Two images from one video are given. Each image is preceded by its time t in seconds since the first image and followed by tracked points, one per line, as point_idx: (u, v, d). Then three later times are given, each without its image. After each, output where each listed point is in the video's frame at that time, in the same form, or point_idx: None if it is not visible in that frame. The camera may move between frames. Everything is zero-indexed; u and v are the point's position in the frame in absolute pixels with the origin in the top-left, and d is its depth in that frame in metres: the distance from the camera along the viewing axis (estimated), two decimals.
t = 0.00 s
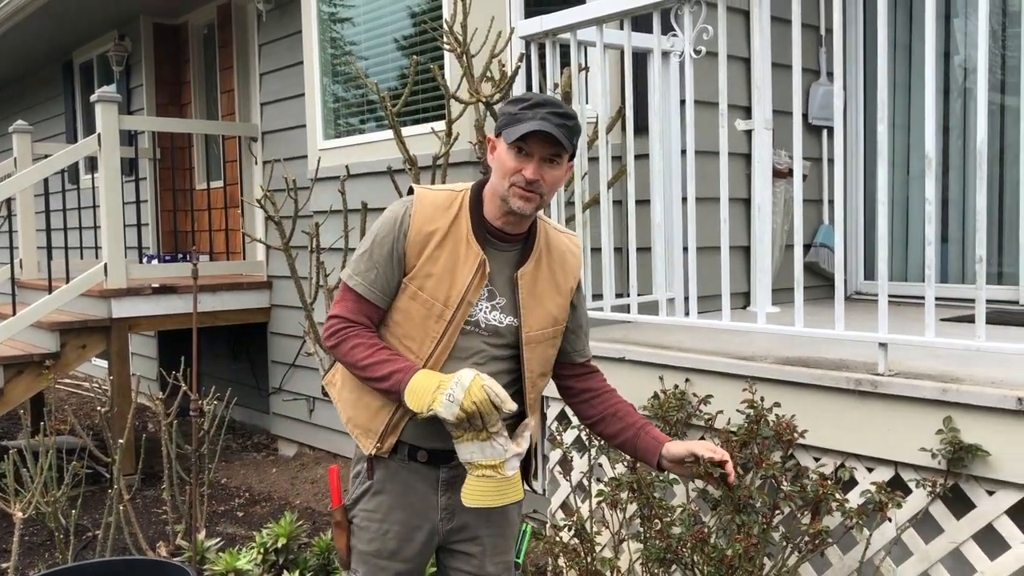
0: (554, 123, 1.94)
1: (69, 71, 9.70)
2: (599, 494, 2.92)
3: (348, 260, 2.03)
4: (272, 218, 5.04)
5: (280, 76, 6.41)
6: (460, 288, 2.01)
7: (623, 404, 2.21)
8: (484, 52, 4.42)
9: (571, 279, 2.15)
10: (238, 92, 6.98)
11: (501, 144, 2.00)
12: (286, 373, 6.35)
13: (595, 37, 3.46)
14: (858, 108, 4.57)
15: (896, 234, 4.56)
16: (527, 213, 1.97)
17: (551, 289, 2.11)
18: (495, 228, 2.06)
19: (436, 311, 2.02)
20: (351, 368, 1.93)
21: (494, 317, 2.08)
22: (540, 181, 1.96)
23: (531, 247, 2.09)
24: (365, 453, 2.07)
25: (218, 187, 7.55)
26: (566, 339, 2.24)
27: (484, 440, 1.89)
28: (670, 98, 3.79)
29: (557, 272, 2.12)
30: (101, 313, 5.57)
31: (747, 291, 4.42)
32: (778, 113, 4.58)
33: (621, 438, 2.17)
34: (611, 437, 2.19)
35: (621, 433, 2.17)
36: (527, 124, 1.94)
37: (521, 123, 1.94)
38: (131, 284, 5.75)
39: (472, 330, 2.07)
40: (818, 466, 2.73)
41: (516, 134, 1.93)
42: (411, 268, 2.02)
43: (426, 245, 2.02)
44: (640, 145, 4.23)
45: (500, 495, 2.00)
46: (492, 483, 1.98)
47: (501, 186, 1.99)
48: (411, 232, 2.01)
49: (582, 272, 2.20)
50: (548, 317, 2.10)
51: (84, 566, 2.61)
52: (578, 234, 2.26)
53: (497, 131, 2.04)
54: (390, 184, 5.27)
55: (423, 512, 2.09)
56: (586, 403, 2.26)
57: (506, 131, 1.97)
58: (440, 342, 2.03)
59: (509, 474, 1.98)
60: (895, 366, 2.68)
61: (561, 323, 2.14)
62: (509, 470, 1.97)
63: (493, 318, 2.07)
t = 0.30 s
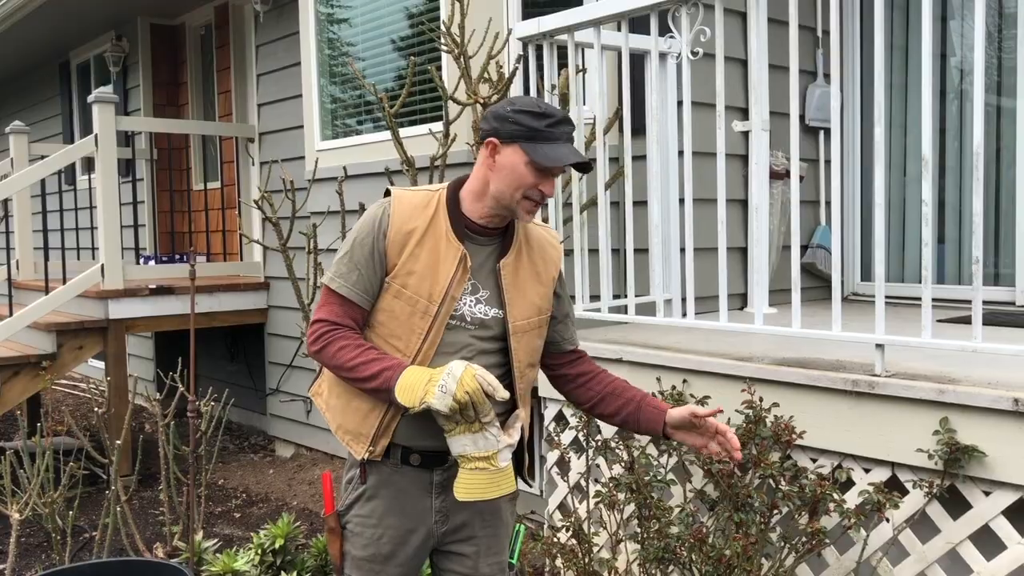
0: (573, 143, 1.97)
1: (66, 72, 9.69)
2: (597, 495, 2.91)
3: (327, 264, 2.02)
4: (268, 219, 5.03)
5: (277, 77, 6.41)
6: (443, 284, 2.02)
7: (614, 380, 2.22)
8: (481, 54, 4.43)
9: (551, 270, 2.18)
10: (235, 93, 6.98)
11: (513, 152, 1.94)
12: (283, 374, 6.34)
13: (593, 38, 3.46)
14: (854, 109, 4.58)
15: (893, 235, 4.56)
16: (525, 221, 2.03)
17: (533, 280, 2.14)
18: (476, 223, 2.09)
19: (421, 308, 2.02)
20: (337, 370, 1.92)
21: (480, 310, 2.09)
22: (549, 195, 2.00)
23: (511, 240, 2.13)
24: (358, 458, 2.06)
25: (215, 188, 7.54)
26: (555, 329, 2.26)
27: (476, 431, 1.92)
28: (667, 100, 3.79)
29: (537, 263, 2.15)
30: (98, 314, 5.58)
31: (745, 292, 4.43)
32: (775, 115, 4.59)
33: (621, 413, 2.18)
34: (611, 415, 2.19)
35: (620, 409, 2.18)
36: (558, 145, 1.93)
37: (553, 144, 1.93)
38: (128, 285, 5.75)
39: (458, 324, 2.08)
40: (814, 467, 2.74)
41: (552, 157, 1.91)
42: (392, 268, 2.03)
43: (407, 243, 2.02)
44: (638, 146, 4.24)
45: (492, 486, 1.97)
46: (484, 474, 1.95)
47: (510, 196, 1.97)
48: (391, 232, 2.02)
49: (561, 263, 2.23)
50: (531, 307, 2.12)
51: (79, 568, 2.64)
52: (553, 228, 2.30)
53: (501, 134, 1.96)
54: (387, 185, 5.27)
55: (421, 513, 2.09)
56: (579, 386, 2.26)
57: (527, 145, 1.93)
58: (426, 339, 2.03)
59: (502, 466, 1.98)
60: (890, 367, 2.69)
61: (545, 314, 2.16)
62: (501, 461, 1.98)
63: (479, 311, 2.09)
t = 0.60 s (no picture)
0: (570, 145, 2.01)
1: (64, 71, 9.68)
2: (596, 495, 2.91)
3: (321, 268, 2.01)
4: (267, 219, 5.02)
5: (276, 77, 6.40)
6: (441, 281, 2.02)
7: (613, 350, 2.31)
8: (480, 54, 4.43)
9: (546, 259, 2.20)
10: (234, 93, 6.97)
11: (516, 156, 1.96)
12: (281, 374, 6.34)
13: (591, 38, 3.46)
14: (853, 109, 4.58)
15: (891, 235, 4.57)
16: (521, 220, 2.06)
17: (529, 271, 2.15)
18: (471, 220, 2.10)
19: (420, 307, 2.03)
20: (338, 374, 1.91)
21: (480, 304, 2.10)
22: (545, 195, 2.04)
23: (505, 232, 2.14)
24: (364, 462, 2.05)
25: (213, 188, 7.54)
26: (551, 314, 2.31)
27: (479, 429, 1.91)
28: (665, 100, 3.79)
29: (532, 254, 2.17)
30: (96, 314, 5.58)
31: (744, 292, 4.43)
32: (774, 115, 4.59)
33: (629, 377, 2.28)
34: (619, 382, 2.29)
35: (628, 374, 2.28)
36: (560, 149, 1.96)
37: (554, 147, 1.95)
38: (127, 285, 5.75)
39: (458, 319, 2.08)
40: (813, 467, 2.74)
41: (555, 163, 1.94)
42: (388, 268, 2.02)
43: (401, 243, 2.02)
44: (636, 146, 4.23)
45: (496, 482, 1.99)
46: (488, 471, 1.97)
47: (511, 198, 1.99)
48: (385, 233, 2.02)
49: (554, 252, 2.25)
50: (529, 297, 2.14)
51: (78, 568, 2.65)
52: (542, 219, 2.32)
53: (503, 138, 1.96)
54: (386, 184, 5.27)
55: (422, 515, 2.09)
56: (580, 362, 2.34)
57: (530, 149, 1.94)
58: (426, 337, 2.04)
59: (506, 462, 1.99)
60: (888, 366, 2.69)
61: (541, 303, 2.18)
62: (506, 457, 1.98)
63: (478, 305, 2.10)
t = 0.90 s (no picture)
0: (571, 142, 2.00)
1: (62, 70, 9.67)
2: (595, 495, 2.91)
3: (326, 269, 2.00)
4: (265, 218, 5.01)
5: (275, 77, 6.40)
6: (448, 281, 2.03)
7: (615, 346, 2.31)
8: (479, 54, 4.43)
9: (547, 259, 2.21)
10: (233, 93, 6.97)
11: (515, 154, 1.96)
12: (281, 373, 6.34)
13: (590, 39, 3.46)
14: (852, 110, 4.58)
15: (889, 236, 4.57)
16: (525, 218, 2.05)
17: (531, 270, 2.16)
18: (474, 220, 2.10)
19: (427, 307, 2.03)
20: (346, 376, 1.90)
21: (485, 304, 2.11)
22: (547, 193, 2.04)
23: (508, 231, 2.15)
24: (370, 464, 2.04)
25: (212, 188, 7.54)
26: (552, 311, 2.31)
27: (491, 429, 1.93)
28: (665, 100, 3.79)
29: (534, 253, 2.17)
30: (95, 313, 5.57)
31: (743, 292, 4.43)
32: (773, 116, 4.60)
33: (631, 374, 2.28)
34: (620, 378, 2.29)
35: (630, 370, 2.28)
36: (559, 145, 1.95)
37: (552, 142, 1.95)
38: (126, 284, 5.75)
39: (465, 320, 2.09)
40: (811, 467, 2.75)
41: (554, 158, 1.94)
42: (394, 269, 2.02)
43: (408, 243, 2.02)
44: (635, 147, 4.23)
45: (508, 481, 1.99)
46: (499, 471, 1.97)
47: (513, 196, 1.99)
48: (391, 234, 2.01)
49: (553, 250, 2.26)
50: (531, 296, 2.15)
51: (78, 567, 2.66)
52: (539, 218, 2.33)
53: (502, 137, 1.96)
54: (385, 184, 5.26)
55: (425, 516, 2.09)
56: (582, 358, 2.34)
57: (530, 146, 1.94)
58: (434, 338, 2.04)
59: (516, 461, 2.00)
60: (888, 367, 2.69)
61: (543, 302, 2.19)
62: (517, 457, 2.00)
63: (484, 305, 2.10)
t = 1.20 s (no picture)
0: (518, 101, 2.00)
1: (60, 69, 9.67)
2: (592, 495, 2.91)
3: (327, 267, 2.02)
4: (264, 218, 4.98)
5: (273, 77, 6.39)
6: (447, 277, 2.03)
7: (640, 324, 2.32)
8: (477, 54, 4.43)
9: (552, 259, 2.20)
10: (231, 92, 6.96)
11: (466, 129, 2.05)
12: (278, 373, 6.34)
13: (588, 40, 3.46)
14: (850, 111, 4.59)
15: (886, 236, 4.58)
16: (501, 194, 2.03)
17: (532, 267, 2.16)
18: (469, 214, 2.12)
19: (426, 303, 2.03)
20: (323, 368, 1.88)
21: (488, 302, 2.10)
22: (511, 161, 2.02)
23: (510, 228, 2.14)
24: (375, 464, 2.05)
25: (210, 187, 7.54)
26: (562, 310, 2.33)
27: (452, 432, 1.84)
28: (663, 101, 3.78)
29: (537, 251, 2.17)
30: (92, 313, 5.57)
31: (740, 293, 4.43)
32: (770, 117, 4.60)
33: (660, 346, 2.26)
34: (652, 354, 2.27)
35: (657, 343, 2.27)
36: (493, 105, 1.99)
37: (484, 106, 2.00)
38: (123, 283, 5.74)
39: (467, 318, 2.08)
40: (808, 468, 2.75)
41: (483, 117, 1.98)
42: (393, 265, 2.03)
43: (406, 240, 2.03)
44: (633, 148, 4.24)
45: (477, 491, 1.93)
46: (466, 479, 1.92)
47: (471, 169, 2.03)
48: (389, 230, 2.02)
49: (561, 252, 2.26)
50: (534, 296, 2.14)
51: (74, 567, 2.66)
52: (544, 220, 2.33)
53: (457, 119, 2.08)
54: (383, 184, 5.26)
55: (424, 516, 2.10)
56: (610, 343, 2.34)
57: (471, 117, 2.02)
58: (434, 334, 2.03)
59: (485, 468, 1.92)
60: (885, 368, 2.70)
61: (546, 301, 2.19)
62: (484, 464, 1.92)
63: (486, 303, 2.10)
